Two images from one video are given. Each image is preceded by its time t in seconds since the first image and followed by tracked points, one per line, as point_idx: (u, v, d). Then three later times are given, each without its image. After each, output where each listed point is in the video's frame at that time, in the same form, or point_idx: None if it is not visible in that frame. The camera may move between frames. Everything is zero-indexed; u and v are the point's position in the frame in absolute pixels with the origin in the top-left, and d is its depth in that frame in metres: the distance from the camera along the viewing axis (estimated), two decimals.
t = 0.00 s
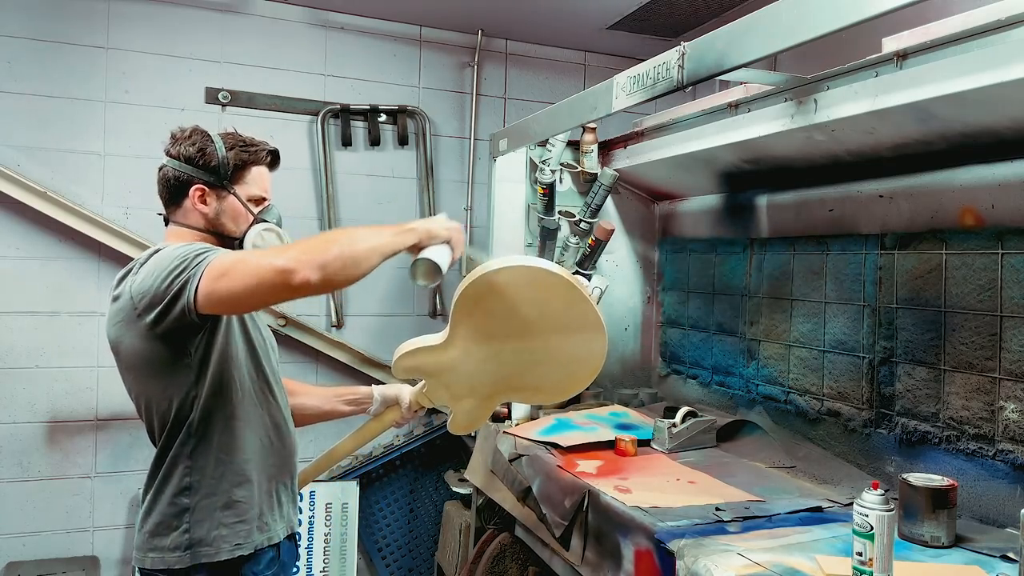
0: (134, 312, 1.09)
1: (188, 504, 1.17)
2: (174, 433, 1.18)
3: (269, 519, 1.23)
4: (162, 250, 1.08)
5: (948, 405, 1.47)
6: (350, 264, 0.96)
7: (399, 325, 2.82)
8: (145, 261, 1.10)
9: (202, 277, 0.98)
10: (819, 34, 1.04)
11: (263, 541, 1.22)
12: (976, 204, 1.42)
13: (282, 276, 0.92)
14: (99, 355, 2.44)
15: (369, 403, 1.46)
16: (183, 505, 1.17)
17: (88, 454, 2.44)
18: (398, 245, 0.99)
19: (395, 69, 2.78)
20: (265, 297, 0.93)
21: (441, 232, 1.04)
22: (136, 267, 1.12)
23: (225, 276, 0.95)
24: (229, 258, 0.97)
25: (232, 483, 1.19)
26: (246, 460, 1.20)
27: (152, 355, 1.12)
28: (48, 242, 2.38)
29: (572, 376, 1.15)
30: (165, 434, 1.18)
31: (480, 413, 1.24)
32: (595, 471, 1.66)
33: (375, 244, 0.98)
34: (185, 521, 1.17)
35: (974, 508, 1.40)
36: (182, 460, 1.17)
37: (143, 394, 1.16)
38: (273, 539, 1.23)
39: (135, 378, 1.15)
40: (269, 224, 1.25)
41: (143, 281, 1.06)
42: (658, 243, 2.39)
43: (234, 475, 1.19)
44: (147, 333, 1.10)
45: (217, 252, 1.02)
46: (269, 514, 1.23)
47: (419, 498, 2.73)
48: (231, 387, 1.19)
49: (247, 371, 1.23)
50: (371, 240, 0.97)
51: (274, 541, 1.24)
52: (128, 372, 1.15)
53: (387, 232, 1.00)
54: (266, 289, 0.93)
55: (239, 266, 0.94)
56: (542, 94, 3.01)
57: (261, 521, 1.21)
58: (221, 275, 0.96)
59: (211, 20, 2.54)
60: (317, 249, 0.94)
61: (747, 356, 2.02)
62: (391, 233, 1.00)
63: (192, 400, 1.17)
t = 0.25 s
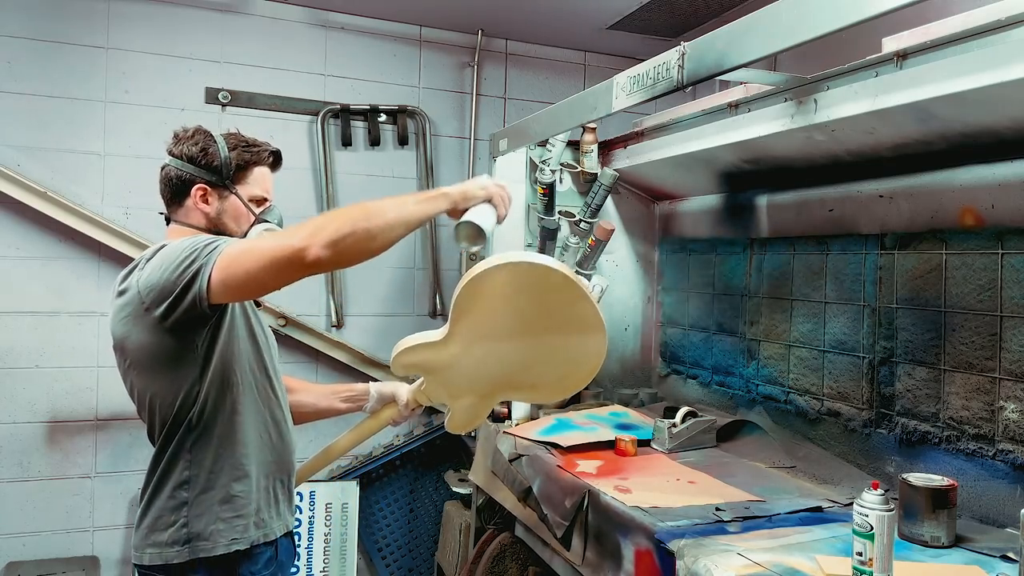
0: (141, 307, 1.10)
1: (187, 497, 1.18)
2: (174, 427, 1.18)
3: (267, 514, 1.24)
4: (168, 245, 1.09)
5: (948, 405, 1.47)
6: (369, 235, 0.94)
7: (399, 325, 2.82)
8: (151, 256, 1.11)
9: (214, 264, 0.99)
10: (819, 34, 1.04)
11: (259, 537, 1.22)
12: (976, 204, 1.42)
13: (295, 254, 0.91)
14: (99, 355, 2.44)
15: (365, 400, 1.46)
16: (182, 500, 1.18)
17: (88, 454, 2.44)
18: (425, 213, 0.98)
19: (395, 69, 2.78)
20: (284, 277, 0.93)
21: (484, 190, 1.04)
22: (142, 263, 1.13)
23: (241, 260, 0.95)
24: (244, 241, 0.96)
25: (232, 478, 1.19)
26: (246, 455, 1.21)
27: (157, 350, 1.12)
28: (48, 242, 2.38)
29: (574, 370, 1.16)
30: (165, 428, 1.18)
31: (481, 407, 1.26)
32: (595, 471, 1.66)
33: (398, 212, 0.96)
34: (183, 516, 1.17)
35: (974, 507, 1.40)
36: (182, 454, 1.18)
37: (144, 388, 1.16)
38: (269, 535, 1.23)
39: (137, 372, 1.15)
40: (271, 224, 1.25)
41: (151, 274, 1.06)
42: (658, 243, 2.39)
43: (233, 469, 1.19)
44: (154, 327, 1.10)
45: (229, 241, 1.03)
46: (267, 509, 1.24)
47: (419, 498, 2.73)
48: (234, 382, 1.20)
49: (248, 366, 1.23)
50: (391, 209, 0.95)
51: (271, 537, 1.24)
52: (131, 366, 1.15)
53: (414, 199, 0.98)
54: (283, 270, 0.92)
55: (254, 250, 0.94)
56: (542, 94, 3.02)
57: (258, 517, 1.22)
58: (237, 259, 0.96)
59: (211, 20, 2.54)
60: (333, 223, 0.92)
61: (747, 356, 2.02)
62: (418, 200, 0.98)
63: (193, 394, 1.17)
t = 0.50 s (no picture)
0: (146, 303, 1.09)
1: (189, 495, 1.18)
2: (177, 424, 1.18)
3: (270, 512, 1.24)
4: (173, 242, 1.09)
5: (948, 405, 1.47)
6: (365, 220, 0.94)
7: (399, 325, 2.82)
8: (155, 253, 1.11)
9: (217, 259, 0.99)
10: (819, 34, 1.04)
11: (260, 535, 1.22)
12: (976, 205, 1.42)
13: (295, 249, 0.91)
14: (99, 355, 2.44)
15: (381, 372, 1.43)
16: (185, 497, 1.17)
17: (88, 454, 2.44)
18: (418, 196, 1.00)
19: (395, 69, 2.78)
20: (285, 272, 0.93)
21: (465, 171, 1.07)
22: (147, 259, 1.13)
23: (241, 256, 0.95)
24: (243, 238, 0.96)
25: (235, 475, 1.19)
26: (250, 452, 1.21)
27: (162, 346, 1.12)
28: (48, 242, 2.38)
29: (592, 332, 1.19)
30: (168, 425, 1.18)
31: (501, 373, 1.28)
32: (595, 471, 1.66)
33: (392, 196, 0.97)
34: (185, 513, 1.17)
35: (974, 507, 1.40)
36: (186, 451, 1.18)
37: (147, 385, 1.16)
38: (270, 533, 1.24)
39: (140, 368, 1.14)
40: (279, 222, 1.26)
41: (155, 271, 1.06)
42: (658, 243, 2.39)
43: (237, 466, 1.20)
44: (159, 323, 1.10)
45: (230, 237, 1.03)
46: (269, 506, 1.24)
47: (419, 498, 2.72)
48: (238, 379, 1.20)
49: (252, 363, 1.23)
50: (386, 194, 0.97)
51: (273, 535, 1.24)
52: (135, 363, 1.14)
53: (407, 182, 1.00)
54: (286, 263, 0.92)
55: (254, 245, 0.94)
56: (542, 94, 3.02)
57: (260, 515, 1.22)
58: (237, 256, 0.95)
59: (211, 20, 2.54)
60: (329, 216, 0.92)
61: (747, 356, 2.02)
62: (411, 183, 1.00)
63: (198, 391, 1.17)
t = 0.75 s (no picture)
0: (143, 301, 1.10)
1: (186, 495, 1.18)
2: (174, 424, 1.18)
3: (268, 512, 1.24)
4: (171, 241, 1.09)
5: (948, 405, 1.47)
6: (359, 228, 0.94)
7: (399, 325, 2.81)
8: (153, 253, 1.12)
9: (212, 259, 0.99)
10: (819, 34, 1.04)
11: (257, 536, 1.22)
12: (976, 204, 1.42)
13: (289, 253, 0.91)
14: (99, 354, 2.44)
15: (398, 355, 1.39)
16: (181, 497, 1.17)
17: (88, 454, 2.44)
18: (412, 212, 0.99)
19: (395, 69, 2.78)
20: (278, 277, 0.93)
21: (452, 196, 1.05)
22: (146, 258, 1.13)
23: (238, 259, 0.95)
24: (242, 241, 0.96)
25: (231, 475, 1.19)
26: (246, 453, 1.21)
27: (158, 345, 1.12)
28: (48, 242, 2.38)
29: (603, 316, 1.21)
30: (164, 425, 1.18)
31: (514, 360, 1.26)
32: (595, 471, 1.66)
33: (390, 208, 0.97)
34: (182, 513, 1.17)
35: (974, 507, 1.40)
36: (182, 451, 1.18)
37: (144, 384, 1.16)
38: (267, 534, 1.24)
39: (137, 366, 1.15)
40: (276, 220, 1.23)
41: (152, 269, 1.07)
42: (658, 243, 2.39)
43: (233, 466, 1.19)
44: (155, 322, 1.10)
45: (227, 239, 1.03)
46: (267, 506, 1.24)
47: (419, 498, 2.72)
48: (235, 379, 1.20)
49: (250, 364, 1.23)
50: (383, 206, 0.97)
51: (271, 535, 1.24)
52: (132, 362, 1.15)
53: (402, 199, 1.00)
54: (279, 269, 0.92)
55: (251, 248, 0.94)
56: (542, 94, 3.02)
57: (256, 515, 1.22)
58: (234, 258, 0.95)
59: (211, 20, 2.54)
60: (324, 225, 0.93)
61: (747, 356, 2.02)
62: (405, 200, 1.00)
63: (195, 390, 1.17)
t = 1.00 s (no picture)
0: (138, 302, 1.10)
1: (181, 497, 1.18)
2: (168, 425, 1.18)
3: (262, 515, 1.24)
4: (168, 243, 1.10)
5: (948, 405, 1.47)
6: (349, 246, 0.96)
7: (399, 325, 2.81)
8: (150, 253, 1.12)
9: (206, 263, 1.00)
10: (819, 34, 1.04)
11: (252, 539, 1.22)
12: (976, 204, 1.41)
13: (280, 267, 0.92)
14: (99, 354, 2.44)
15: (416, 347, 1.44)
16: (175, 499, 1.17)
17: (88, 454, 2.44)
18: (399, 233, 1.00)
19: (395, 69, 2.78)
20: (268, 289, 0.94)
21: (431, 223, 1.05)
22: (143, 258, 1.14)
23: (230, 267, 0.95)
24: (233, 250, 0.97)
25: (226, 479, 1.19)
26: (240, 456, 1.21)
27: (152, 346, 1.12)
28: (48, 242, 2.38)
29: (617, 301, 1.24)
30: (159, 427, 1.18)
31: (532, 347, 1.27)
32: (595, 471, 1.66)
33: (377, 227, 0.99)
34: (176, 515, 1.17)
35: (974, 507, 1.40)
36: (176, 453, 1.18)
37: (139, 384, 1.16)
38: (262, 537, 1.23)
39: (131, 366, 1.15)
40: (276, 219, 1.23)
41: (148, 270, 1.07)
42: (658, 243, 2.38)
43: (228, 470, 1.19)
44: (148, 323, 1.11)
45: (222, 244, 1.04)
46: (261, 510, 1.24)
47: (419, 498, 2.72)
48: (229, 382, 1.19)
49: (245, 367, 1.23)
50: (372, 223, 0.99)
51: (266, 538, 1.24)
52: (127, 361, 1.15)
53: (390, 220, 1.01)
54: (270, 282, 0.92)
55: (244, 259, 0.94)
56: (542, 94, 3.01)
57: (250, 519, 1.22)
58: (225, 266, 0.96)
59: (211, 20, 2.54)
60: (315, 240, 0.94)
61: (747, 356, 2.02)
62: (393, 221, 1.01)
63: (188, 393, 1.17)
